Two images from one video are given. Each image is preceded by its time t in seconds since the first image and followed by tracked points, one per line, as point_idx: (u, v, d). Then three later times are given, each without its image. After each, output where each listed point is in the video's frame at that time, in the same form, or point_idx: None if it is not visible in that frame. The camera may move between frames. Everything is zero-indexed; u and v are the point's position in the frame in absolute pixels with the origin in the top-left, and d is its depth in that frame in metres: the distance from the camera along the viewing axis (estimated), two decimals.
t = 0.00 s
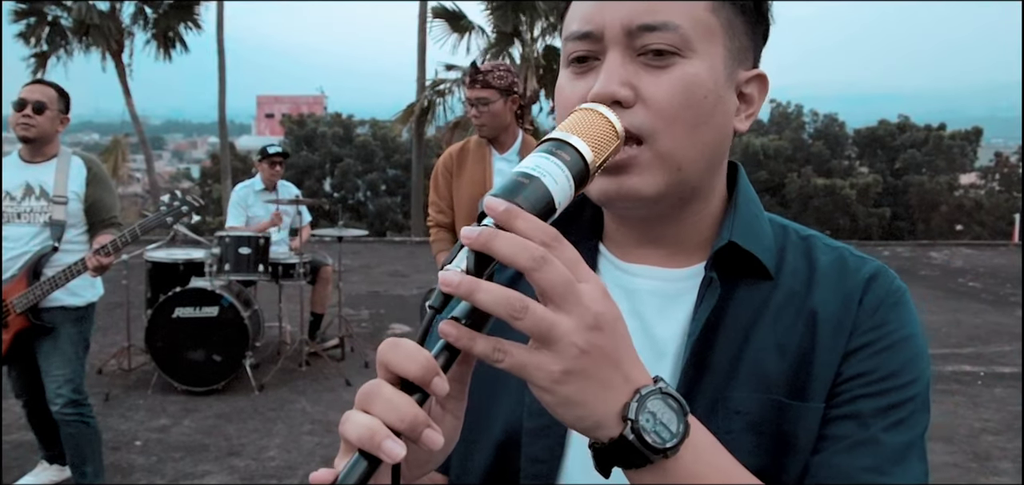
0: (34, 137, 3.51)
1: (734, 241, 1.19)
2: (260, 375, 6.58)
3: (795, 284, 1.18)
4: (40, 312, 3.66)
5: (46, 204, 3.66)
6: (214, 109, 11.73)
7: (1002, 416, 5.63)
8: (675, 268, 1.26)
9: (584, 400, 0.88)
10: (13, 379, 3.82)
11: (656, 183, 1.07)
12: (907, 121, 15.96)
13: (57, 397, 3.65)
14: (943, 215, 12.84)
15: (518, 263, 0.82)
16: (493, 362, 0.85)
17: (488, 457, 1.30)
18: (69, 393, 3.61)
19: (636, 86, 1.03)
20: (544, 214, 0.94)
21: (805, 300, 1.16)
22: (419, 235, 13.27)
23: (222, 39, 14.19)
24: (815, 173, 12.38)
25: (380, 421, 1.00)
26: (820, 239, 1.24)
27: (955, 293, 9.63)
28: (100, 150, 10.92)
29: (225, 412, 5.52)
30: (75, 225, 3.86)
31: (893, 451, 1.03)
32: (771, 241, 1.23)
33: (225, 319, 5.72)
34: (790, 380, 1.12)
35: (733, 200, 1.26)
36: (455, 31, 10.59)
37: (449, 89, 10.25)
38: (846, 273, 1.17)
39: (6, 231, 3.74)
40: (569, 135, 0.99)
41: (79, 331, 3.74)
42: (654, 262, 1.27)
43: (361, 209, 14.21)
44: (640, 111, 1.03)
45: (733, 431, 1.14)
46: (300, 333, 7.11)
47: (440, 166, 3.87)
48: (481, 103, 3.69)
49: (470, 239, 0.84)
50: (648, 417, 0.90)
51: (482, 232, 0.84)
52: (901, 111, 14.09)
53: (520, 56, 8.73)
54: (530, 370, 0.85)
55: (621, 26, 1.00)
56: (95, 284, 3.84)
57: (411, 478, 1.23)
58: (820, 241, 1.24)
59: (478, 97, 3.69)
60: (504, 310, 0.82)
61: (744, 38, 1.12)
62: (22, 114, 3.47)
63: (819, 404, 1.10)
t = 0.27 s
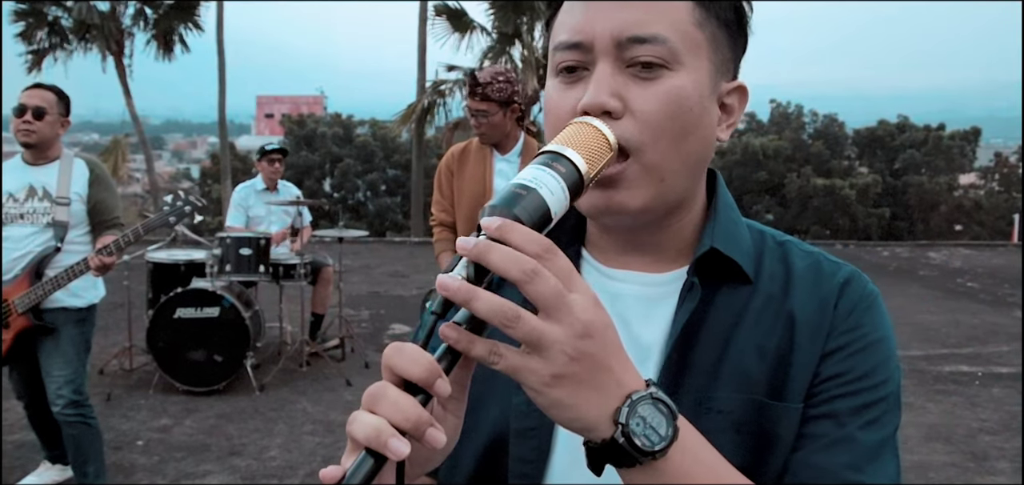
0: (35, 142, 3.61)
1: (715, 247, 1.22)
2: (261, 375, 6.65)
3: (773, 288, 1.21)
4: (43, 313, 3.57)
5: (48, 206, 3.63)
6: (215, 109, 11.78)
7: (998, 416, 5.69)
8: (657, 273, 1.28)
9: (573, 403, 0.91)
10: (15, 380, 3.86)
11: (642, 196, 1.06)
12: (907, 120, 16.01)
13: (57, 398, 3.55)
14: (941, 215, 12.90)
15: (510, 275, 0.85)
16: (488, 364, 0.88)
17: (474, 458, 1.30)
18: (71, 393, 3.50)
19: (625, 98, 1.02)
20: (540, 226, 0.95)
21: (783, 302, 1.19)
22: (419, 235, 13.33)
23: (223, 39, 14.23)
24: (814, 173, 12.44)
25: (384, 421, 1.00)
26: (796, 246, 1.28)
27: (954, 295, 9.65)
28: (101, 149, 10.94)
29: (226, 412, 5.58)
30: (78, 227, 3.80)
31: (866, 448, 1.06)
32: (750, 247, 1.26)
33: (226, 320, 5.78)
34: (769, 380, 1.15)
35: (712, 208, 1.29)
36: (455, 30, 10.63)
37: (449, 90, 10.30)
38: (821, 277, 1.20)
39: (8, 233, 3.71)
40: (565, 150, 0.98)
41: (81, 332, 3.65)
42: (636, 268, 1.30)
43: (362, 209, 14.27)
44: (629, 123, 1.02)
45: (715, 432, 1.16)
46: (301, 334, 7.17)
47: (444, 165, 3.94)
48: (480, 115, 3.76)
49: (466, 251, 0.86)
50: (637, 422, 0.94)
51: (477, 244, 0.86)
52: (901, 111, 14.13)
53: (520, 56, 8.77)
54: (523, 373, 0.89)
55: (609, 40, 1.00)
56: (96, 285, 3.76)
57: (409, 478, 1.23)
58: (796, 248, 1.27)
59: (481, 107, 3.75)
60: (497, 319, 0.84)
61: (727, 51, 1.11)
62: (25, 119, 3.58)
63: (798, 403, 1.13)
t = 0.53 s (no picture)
0: (37, 141, 3.62)
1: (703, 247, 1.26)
2: (262, 375, 6.70)
3: (758, 286, 1.25)
4: (45, 312, 3.60)
5: (49, 206, 3.66)
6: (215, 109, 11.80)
7: (996, 416, 5.74)
8: (643, 277, 1.32)
9: (574, 401, 0.94)
10: (18, 380, 3.91)
11: (637, 208, 1.10)
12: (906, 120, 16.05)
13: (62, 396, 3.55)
14: (940, 215, 12.92)
15: (500, 285, 0.85)
16: (490, 372, 0.88)
17: (468, 452, 1.31)
18: (76, 391, 3.51)
19: (622, 117, 1.06)
20: (543, 232, 0.93)
21: (770, 299, 1.23)
22: (419, 235, 13.36)
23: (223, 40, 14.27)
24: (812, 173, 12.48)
25: (391, 420, 0.98)
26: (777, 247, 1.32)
27: (952, 294, 9.69)
28: (100, 151, 10.97)
29: (227, 412, 5.63)
30: (78, 228, 3.82)
31: (847, 436, 1.13)
32: (734, 248, 1.30)
33: (227, 320, 5.84)
34: (758, 374, 1.20)
35: (697, 210, 1.31)
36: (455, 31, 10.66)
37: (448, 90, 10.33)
38: (805, 276, 1.25)
39: (9, 233, 3.72)
40: (565, 156, 0.97)
41: (84, 332, 3.66)
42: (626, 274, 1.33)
43: (362, 209, 14.30)
44: (626, 144, 1.06)
45: (706, 423, 1.20)
46: (301, 334, 7.22)
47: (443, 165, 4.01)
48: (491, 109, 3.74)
49: (457, 262, 0.87)
50: (635, 412, 0.97)
51: (468, 254, 0.86)
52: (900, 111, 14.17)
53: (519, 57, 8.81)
54: (522, 376, 0.90)
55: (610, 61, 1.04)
56: (97, 285, 3.80)
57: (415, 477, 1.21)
58: (778, 248, 1.32)
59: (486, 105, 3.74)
60: (492, 326, 0.85)
61: (719, 75, 1.15)
62: (27, 118, 3.59)
63: (784, 395, 1.18)
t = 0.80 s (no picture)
0: (39, 147, 3.66)
1: (686, 242, 1.27)
2: (262, 374, 6.75)
3: (740, 280, 1.27)
4: (46, 311, 3.61)
5: (51, 205, 3.67)
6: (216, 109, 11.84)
7: (993, 414, 5.79)
8: (631, 269, 1.33)
9: (565, 396, 0.95)
10: (19, 380, 3.95)
11: (629, 201, 1.11)
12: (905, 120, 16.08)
13: (61, 395, 3.60)
14: (939, 215, 12.96)
15: (495, 282, 0.88)
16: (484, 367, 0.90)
17: (462, 444, 1.33)
18: (75, 391, 3.55)
19: (616, 113, 1.06)
20: (536, 229, 0.97)
21: (751, 294, 1.25)
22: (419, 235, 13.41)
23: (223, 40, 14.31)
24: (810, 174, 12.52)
25: (390, 410, 1.01)
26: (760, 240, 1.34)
27: (951, 294, 9.73)
28: (101, 151, 11.00)
29: (227, 411, 5.68)
30: (80, 228, 3.81)
31: (830, 427, 1.12)
32: (718, 242, 1.31)
33: (227, 319, 5.89)
34: (740, 367, 1.21)
35: (682, 205, 1.33)
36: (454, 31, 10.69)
37: (448, 90, 10.37)
38: (786, 270, 1.26)
39: (11, 233, 3.73)
40: (558, 156, 1.01)
41: (83, 331, 3.69)
42: (614, 264, 1.34)
43: (362, 209, 14.34)
44: (619, 139, 1.07)
45: (689, 416, 1.21)
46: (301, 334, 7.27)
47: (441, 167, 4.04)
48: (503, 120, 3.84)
49: (453, 258, 0.91)
50: (625, 406, 0.97)
51: (464, 252, 0.90)
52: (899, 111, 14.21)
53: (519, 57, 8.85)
54: (515, 371, 0.91)
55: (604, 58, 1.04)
56: (99, 285, 3.81)
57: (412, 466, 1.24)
58: (761, 242, 1.33)
59: (502, 116, 3.82)
60: (487, 322, 0.88)
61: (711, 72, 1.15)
62: (29, 124, 3.63)
63: (765, 388, 1.19)
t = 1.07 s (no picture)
0: (38, 139, 3.69)
1: (684, 241, 1.32)
2: (262, 373, 6.80)
3: (739, 279, 1.31)
4: (48, 310, 3.66)
5: (51, 205, 3.71)
6: (215, 109, 11.85)
7: (990, 413, 5.84)
8: (632, 268, 1.38)
9: (562, 386, 0.98)
10: (19, 378, 3.99)
11: (625, 195, 1.15)
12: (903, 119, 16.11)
13: (60, 394, 3.61)
14: (938, 215, 13.00)
15: (493, 277, 0.92)
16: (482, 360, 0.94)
17: (468, 441, 1.39)
18: (75, 390, 3.57)
19: (606, 112, 1.12)
20: (533, 226, 1.01)
21: (749, 291, 1.29)
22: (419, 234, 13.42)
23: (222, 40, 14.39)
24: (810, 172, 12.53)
25: (392, 400, 1.06)
26: (759, 240, 1.38)
27: (950, 293, 9.77)
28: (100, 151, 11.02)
29: (227, 409, 5.73)
30: (79, 227, 3.84)
31: (827, 420, 1.15)
32: (716, 241, 1.35)
33: (228, 318, 5.95)
34: (738, 364, 1.25)
35: (679, 206, 1.38)
36: (452, 32, 10.73)
37: (446, 91, 10.41)
38: (784, 269, 1.30)
39: (11, 232, 3.76)
40: (555, 155, 1.05)
41: (84, 331, 3.71)
42: (612, 264, 1.39)
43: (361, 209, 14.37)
44: (612, 136, 1.12)
45: (689, 410, 1.25)
46: (301, 332, 7.31)
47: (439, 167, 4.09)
48: (517, 116, 3.85)
49: (452, 252, 0.93)
50: (620, 398, 1.00)
51: (463, 248, 0.94)
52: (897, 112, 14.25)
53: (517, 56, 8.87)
54: (513, 364, 0.95)
55: (593, 59, 1.11)
56: (101, 283, 3.82)
57: (413, 454, 1.30)
58: (759, 241, 1.37)
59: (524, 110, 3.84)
60: (485, 316, 0.92)
61: (698, 68, 1.21)
62: (29, 117, 3.66)
63: (763, 384, 1.22)
